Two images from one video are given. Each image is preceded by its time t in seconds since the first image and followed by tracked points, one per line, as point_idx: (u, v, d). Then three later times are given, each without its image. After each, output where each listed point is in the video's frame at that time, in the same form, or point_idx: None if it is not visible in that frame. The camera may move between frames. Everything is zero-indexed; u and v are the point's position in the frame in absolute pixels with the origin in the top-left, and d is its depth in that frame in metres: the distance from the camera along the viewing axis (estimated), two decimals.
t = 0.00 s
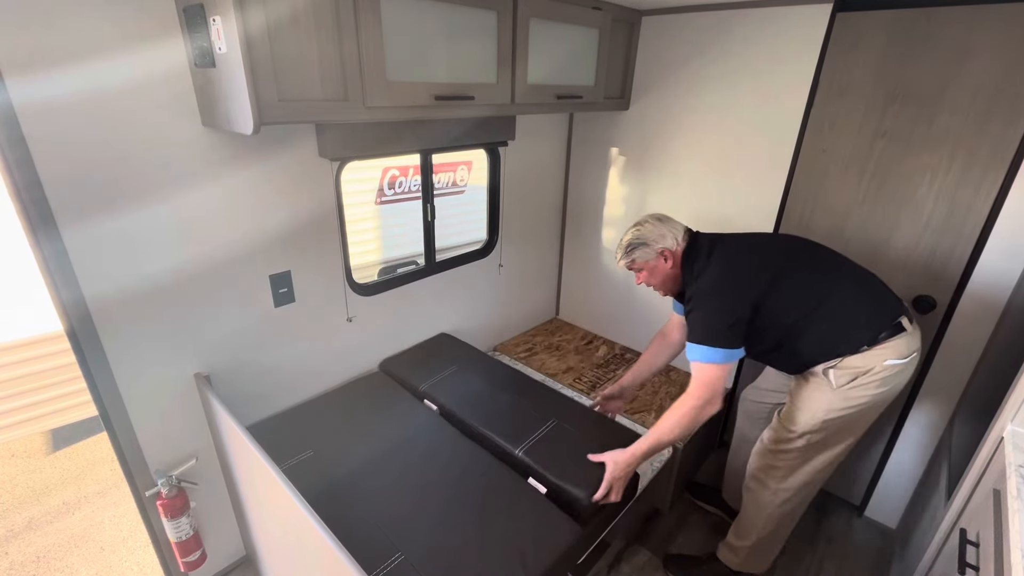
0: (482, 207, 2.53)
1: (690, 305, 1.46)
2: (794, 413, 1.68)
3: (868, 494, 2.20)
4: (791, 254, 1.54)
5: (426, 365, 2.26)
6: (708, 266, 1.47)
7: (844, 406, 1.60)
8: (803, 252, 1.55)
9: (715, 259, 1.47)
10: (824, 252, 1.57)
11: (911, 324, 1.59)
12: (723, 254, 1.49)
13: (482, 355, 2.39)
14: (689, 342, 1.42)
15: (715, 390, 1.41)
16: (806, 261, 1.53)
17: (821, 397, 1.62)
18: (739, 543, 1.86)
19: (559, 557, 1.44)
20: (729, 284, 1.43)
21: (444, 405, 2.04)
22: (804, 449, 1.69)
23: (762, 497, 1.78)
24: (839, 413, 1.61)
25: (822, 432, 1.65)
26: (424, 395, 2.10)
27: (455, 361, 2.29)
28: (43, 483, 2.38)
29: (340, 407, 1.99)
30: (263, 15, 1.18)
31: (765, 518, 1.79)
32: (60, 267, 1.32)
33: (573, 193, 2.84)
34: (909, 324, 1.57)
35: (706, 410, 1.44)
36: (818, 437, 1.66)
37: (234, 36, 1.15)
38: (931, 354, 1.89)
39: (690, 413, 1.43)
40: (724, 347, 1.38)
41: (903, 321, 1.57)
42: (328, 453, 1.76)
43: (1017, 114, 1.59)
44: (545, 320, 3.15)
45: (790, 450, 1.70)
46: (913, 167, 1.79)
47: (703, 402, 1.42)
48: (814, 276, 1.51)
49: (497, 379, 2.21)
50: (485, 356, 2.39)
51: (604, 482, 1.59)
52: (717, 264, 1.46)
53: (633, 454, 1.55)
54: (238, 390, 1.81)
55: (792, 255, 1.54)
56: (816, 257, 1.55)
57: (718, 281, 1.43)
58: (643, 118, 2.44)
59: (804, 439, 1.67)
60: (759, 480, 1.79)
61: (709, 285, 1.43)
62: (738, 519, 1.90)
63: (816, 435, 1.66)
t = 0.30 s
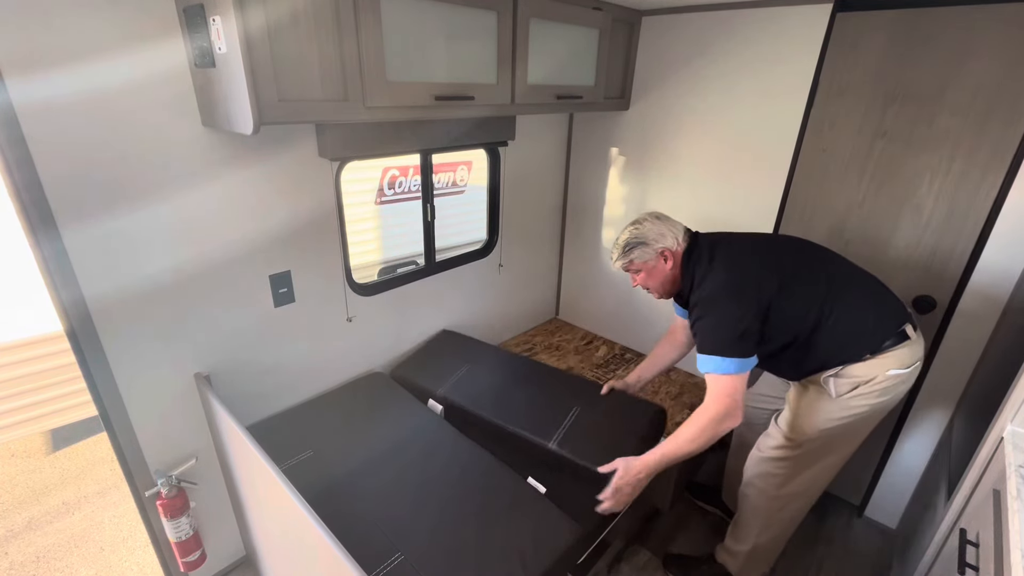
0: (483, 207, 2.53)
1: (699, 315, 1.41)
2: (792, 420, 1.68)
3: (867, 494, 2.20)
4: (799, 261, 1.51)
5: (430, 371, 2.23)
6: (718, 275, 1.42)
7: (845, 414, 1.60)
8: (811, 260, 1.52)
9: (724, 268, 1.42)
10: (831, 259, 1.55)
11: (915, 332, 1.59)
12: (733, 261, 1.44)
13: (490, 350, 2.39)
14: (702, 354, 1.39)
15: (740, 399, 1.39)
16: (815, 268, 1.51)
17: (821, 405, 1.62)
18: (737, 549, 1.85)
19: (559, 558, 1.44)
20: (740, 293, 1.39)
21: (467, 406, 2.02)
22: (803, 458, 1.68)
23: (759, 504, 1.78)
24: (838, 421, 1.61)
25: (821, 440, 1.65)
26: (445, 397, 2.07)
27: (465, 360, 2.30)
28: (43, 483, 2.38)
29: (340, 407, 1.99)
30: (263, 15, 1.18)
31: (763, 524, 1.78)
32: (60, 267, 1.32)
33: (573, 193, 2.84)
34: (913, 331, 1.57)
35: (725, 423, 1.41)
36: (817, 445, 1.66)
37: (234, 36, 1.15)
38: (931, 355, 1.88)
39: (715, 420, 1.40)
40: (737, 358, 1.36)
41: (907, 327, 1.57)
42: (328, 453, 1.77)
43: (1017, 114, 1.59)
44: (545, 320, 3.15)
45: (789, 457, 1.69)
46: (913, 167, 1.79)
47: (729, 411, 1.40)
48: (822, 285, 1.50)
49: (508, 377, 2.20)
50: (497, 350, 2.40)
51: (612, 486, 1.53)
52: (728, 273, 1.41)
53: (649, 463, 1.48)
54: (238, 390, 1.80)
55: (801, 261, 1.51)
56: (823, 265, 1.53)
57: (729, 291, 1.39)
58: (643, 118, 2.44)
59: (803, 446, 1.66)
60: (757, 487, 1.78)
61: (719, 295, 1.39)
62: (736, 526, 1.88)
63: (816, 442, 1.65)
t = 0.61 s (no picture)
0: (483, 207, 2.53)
1: (675, 319, 1.45)
2: (783, 428, 1.66)
3: (868, 494, 2.20)
4: (798, 271, 1.48)
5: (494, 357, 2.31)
6: (704, 281, 1.43)
7: (837, 424, 1.58)
8: (812, 271, 1.49)
9: (713, 274, 1.43)
10: (833, 270, 1.51)
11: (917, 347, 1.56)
12: (725, 268, 1.44)
13: (546, 320, 2.42)
14: (663, 356, 1.42)
15: (664, 403, 1.45)
16: (813, 281, 1.48)
17: (814, 416, 1.59)
18: (729, 552, 1.85)
19: (559, 558, 1.44)
20: (722, 301, 1.40)
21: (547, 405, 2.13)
22: (795, 466, 1.67)
23: (751, 510, 1.77)
24: (830, 431, 1.59)
25: (812, 448, 1.63)
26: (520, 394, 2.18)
27: (527, 342, 2.34)
28: (43, 483, 2.38)
29: (340, 407, 1.99)
30: (263, 15, 1.18)
31: (754, 530, 1.77)
32: (60, 268, 1.32)
33: (574, 193, 2.84)
34: (915, 347, 1.53)
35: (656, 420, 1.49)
36: (808, 453, 1.65)
37: (234, 36, 1.15)
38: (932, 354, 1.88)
39: (635, 417, 1.50)
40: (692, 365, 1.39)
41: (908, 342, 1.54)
42: (328, 454, 1.77)
43: (1017, 114, 1.59)
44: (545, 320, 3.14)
45: (780, 466, 1.68)
46: (914, 167, 1.79)
47: (651, 410, 1.48)
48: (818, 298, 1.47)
49: (566, 361, 2.27)
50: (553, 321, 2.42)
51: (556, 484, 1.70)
52: (716, 280, 1.42)
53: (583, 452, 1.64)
54: (238, 390, 1.80)
55: (800, 273, 1.48)
56: (824, 276, 1.49)
57: (711, 298, 1.41)
58: (643, 118, 2.44)
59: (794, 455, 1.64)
60: (749, 493, 1.77)
61: (699, 301, 1.41)
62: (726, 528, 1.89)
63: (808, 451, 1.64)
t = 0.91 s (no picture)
0: (482, 207, 2.53)
1: (654, 315, 1.50)
2: (770, 431, 1.66)
3: (867, 494, 2.20)
4: (785, 271, 1.45)
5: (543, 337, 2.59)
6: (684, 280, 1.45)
7: (823, 431, 1.56)
8: (800, 271, 1.45)
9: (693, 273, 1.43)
10: (824, 270, 1.48)
11: (909, 355, 1.49)
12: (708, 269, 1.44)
13: (587, 302, 2.54)
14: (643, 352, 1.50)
15: (643, 397, 1.54)
16: (801, 282, 1.45)
17: (799, 420, 1.59)
18: (723, 554, 1.85)
19: (559, 558, 1.44)
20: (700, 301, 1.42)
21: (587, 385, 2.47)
22: (783, 471, 1.66)
23: (741, 512, 1.76)
24: (816, 437, 1.58)
25: (800, 453, 1.62)
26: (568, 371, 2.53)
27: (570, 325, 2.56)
28: (43, 483, 2.38)
29: (340, 407, 1.99)
30: (263, 14, 1.18)
31: (744, 534, 1.77)
32: (60, 267, 1.32)
33: (574, 193, 2.84)
34: (902, 354, 1.48)
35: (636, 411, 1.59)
36: (796, 458, 1.63)
37: (234, 36, 1.15)
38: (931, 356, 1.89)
39: (620, 408, 1.61)
40: (670, 364, 1.47)
41: (895, 349, 1.48)
42: (329, 454, 1.77)
43: (1017, 114, 1.59)
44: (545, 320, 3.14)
45: (766, 471, 1.67)
46: (914, 167, 1.79)
47: (634, 403, 1.57)
48: (804, 300, 1.44)
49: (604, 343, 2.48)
50: (599, 304, 2.53)
51: (547, 466, 1.81)
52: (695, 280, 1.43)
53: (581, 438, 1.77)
54: (238, 390, 1.80)
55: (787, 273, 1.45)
56: (814, 277, 1.46)
57: (688, 298, 1.43)
58: (643, 118, 2.44)
59: (780, 459, 1.63)
60: (738, 496, 1.76)
61: (677, 300, 1.44)
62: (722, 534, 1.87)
63: (794, 457, 1.62)
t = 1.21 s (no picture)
0: (482, 207, 2.53)
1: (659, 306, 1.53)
2: (765, 428, 1.66)
3: (867, 494, 2.20)
4: (783, 264, 1.46)
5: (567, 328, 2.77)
6: (685, 269, 1.47)
7: (816, 428, 1.56)
8: (798, 265, 1.47)
9: (694, 262, 1.46)
10: (822, 267, 1.48)
11: (904, 354, 1.48)
12: (710, 257, 1.46)
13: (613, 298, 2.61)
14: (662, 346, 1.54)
15: (686, 391, 1.58)
16: (798, 275, 1.46)
17: (792, 417, 1.59)
18: (720, 551, 1.85)
19: (559, 558, 1.45)
20: (700, 290, 1.45)
21: (596, 377, 2.56)
22: (777, 468, 1.65)
23: (737, 509, 1.77)
24: (809, 434, 1.57)
25: (794, 451, 1.62)
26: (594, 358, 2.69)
27: (597, 317, 2.66)
28: (43, 483, 2.38)
29: (340, 408, 1.99)
30: (263, 14, 1.18)
31: (740, 531, 1.77)
32: (60, 267, 1.32)
33: (574, 193, 2.84)
34: (897, 352, 1.47)
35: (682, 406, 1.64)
36: (789, 456, 1.63)
37: (234, 36, 1.15)
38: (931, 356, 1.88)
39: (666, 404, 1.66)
40: (693, 356, 1.52)
41: (890, 347, 1.47)
42: (329, 454, 1.77)
43: (1017, 114, 1.59)
44: (545, 320, 3.14)
45: (760, 467, 1.67)
46: (914, 167, 1.79)
47: (678, 398, 1.62)
48: (801, 293, 1.45)
49: (626, 337, 2.55)
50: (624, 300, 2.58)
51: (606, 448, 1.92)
52: (696, 268, 1.45)
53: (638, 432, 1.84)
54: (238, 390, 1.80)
55: (785, 266, 1.46)
56: (810, 273, 1.46)
57: (689, 287, 1.45)
58: (643, 118, 2.44)
59: (774, 456, 1.63)
60: (735, 493, 1.77)
61: (679, 289, 1.47)
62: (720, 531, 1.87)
63: (788, 454, 1.62)
